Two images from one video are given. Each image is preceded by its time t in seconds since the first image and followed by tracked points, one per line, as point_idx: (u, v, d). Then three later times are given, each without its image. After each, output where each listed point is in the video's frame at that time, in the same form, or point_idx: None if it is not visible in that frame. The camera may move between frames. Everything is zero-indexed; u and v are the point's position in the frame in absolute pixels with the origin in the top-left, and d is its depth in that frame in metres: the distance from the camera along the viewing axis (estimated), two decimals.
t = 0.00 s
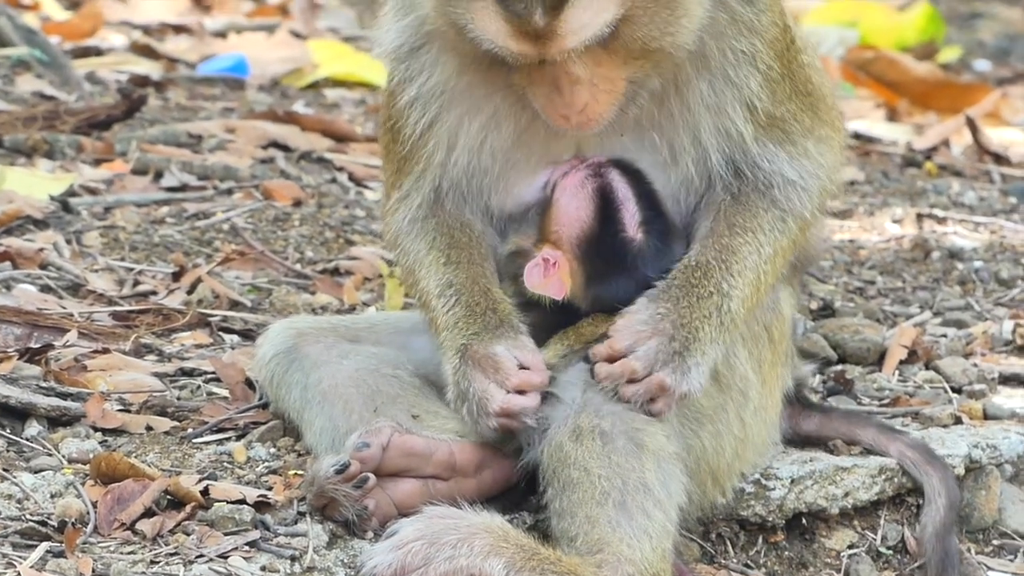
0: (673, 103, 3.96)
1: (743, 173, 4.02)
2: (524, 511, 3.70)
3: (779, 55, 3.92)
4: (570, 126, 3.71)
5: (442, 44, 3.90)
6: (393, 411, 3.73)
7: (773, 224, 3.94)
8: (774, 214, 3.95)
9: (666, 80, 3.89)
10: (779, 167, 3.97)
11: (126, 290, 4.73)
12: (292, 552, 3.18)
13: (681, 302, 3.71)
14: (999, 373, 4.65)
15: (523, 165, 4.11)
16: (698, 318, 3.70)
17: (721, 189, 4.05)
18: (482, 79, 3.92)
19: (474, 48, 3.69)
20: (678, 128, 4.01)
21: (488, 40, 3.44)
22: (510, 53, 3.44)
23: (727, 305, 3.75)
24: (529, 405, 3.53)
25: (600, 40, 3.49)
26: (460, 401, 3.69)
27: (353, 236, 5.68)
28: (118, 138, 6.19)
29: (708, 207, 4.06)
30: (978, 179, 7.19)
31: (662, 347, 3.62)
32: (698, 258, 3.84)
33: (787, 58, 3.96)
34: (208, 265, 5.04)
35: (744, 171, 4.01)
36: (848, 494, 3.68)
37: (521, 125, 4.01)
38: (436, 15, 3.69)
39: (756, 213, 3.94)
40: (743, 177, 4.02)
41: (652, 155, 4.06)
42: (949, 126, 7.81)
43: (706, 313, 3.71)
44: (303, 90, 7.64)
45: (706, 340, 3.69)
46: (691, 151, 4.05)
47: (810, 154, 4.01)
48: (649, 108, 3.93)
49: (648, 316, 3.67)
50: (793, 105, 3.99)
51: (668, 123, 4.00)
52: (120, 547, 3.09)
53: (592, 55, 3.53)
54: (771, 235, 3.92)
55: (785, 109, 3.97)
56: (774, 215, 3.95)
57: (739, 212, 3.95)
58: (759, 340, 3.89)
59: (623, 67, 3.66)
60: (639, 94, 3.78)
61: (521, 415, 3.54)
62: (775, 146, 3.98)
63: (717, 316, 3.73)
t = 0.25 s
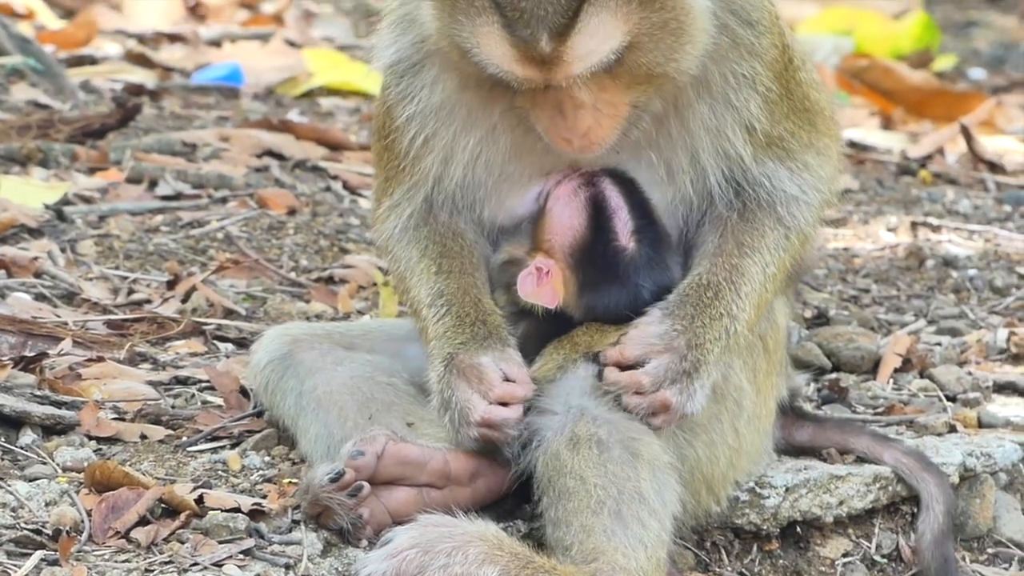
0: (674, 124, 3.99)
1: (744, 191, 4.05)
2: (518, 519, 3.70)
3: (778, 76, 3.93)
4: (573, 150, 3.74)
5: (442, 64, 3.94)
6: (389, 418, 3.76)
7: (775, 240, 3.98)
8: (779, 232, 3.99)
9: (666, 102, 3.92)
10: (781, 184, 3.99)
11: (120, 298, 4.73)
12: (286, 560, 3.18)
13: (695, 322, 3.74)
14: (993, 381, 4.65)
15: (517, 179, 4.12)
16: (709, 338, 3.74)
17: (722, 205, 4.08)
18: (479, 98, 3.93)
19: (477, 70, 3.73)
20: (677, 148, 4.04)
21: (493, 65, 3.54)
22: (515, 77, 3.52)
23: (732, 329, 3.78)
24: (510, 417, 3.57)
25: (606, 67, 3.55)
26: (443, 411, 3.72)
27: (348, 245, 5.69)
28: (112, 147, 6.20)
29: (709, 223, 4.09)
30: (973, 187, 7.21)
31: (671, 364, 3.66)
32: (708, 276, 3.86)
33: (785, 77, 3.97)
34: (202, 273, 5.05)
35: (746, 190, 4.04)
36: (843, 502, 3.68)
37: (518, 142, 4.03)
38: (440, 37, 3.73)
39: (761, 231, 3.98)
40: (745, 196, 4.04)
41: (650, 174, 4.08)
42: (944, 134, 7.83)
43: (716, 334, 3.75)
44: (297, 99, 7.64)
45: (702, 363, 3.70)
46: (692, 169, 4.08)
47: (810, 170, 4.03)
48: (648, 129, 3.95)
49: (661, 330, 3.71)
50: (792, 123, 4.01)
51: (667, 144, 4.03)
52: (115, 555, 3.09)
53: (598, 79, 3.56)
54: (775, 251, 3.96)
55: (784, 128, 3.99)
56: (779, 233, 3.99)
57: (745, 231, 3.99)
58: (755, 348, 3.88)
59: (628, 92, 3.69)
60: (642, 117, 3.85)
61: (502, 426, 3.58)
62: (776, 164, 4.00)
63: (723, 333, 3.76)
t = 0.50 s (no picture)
0: (675, 133, 4.00)
1: (745, 198, 4.06)
2: (518, 523, 3.70)
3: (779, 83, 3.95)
4: (577, 161, 3.74)
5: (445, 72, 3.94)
6: (388, 423, 3.77)
7: (777, 246, 4.00)
8: (781, 238, 4.01)
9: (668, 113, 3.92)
10: (783, 191, 4.01)
11: (120, 303, 4.73)
12: (286, 565, 3.19)
13: (702, 330, 3.75)
14: (993, 386, 4.66)
15: (513, 186, 4.13)
16: (714, 345, 3.75)
17: (723, 212, 4.09)
18: (480, 106, 3.94)
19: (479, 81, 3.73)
20: (678, 157, 4.04)
21: (499, 78, 3.54)
22: (523, 93, 3.53)
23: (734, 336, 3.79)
24: (509, 426, 3.60)
25: (612, 81, 3.55)
26: (440, 418, 3.74)
27: (348, 249, 5.69)
28: (112, 151, 6.20)
29: (710, 230, 4.11)
30: (973, 193, 7.21)
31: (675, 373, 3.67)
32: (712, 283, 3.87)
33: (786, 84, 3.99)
34: (202, 278, 5.05)
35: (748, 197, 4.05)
36: (842, 507, 3.68)
37: (519, 150, 4.04)
38: (443, 49, 3.73)
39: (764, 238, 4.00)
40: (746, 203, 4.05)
41: (651, 182, 4.07)
42: (945, 138, 7.82)
43: (721, 341, 3.77)
44: (297, 103, 7.65)
45: (701, 372, 3.70)
46: (693, 177, 4.09)
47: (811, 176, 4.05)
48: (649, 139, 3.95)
49: (669, 339, 3.71)
50: (793, 130, 4.02)
51: (668, 153, 4.03)
52: (115, 560, 3.09)
53: (603, 92, 3.56)
54: (777, 258, 3.98)
55: (784, 135, 4.00)
56: (781, 239, 4.01)
57: (748, 238, 4.01)
58: (755, 354, 3.87)
59: (631, 104, 3.69)
60: (644, 127, 3.86)
61: (501, 435, 3.60)
62: (778, 170, 4.01)
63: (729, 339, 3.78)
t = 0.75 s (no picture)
0: (671, 132, 3.99)
1: (742, 200, 4.06)
2: (519, 527, 3.70)
3: (775, 83, 3.94)
4: (576, 161, 3.73)
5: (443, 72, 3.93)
6: (388, 426, 3.77)
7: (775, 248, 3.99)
8: (779, 241, 4.00)
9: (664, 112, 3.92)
10: (779, 192, 4.00)
11: (120, 306, 4.73)
12: (286, 568, 3.18)
13: (703, 334, 3.75)
14: (993, 389, 4.65)
15: (511, 187, 4.13)
16: (713, 349, 3.75)
17: (720, 213, 4.09)
18: (478, 106, 3.94)
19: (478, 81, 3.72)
20: (673, 157, 4.04)
21: (499, 77, 3.54)
22: (523, 91, 3.52)
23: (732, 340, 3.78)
24: (510, 432, 3.58)
25: (612, 79, 3.55)
26: (441, 425, 3.73)
27: (348, 252, 5.69)
28: (113, 154, 6.20)
29: (708, 232, 4.10)
30: (973, 195, 7.21)
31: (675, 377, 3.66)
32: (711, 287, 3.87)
33: (781, 84, 3.97)
34: (202, 281, 5.05)
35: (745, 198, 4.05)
36: (843, 509, 3.68)
37: (517, 151, 4.04)
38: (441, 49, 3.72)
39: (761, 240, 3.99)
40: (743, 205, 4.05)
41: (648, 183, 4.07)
42: (945, 142, 7.79)
43: (720, 343, 3.76)
44: (297, 106, 7.65)
45: (699, 374, 3.69)
46: (689, 177, 4.08)
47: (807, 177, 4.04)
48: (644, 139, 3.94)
49: (670, 343, 3.71)
50: (789, 131, 4.01)
51: (664, 152, 4.02)
52: (115, 563, 3.09)
53: (604, 91, 3.57)
54: (775, 261, 3.97)
55: (780, 136, 3.99)
56: (778, 242, 4.00)
57: (746, 242, 4.00)
58: (754, 357, 3.87)
59: (631, 103, 3.69)
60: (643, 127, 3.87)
61: (502, 442, 3.59)
62: (773, 172, 4.01)
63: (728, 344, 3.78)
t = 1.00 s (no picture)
0: (669, 135, 3.96)
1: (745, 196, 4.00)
2: (518, 530, 3.70)
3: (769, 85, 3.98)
4: (560, 162, 3.81)
5: (439, 76, 3.94)
6: (388, 431, 3.77)
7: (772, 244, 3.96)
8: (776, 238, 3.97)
9: (661, 115, 3.89)
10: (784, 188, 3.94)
11: (119, 310, 4.73)
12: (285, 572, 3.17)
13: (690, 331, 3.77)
14: (992, 393, 4.65)
15: (506, 198, 4.10)
16: (701, 340, 3.76)
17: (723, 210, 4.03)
18: (474, 112, 3.92)
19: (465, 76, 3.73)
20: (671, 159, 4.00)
21: (484, 72, 3.54)
22: (507, 86, 3.53)
23: (726, 332, 3.80)
24: (508, 442, 3.61)
25: (596, 82, 3.55)
26: (438, 434, 3.76)
27: (347, 257, 5.69)
28: (112, 158, 6.20)
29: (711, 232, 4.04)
30: (972, 199, 7.22)
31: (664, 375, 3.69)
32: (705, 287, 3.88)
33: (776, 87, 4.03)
34: (202, 285, 5.05)
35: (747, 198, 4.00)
36: (842, 513, 3.68)
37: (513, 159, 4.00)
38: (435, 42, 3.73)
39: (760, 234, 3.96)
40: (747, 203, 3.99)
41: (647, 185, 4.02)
42: (944, 146, 7.83)
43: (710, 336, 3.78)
44: (297, 110, 7.65)
45: (678, 366, 3.72)
46: (689, 177, 4.04)
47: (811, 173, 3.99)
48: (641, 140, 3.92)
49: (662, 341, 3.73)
50: (789, 125, 4.00)
51: (662, 153, 3.98)
52: (114, 566, 3.09)
53: (588, 94, 3.59)
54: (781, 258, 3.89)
55: (782, 131, 3.98)
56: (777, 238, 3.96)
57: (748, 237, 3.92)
58: (753, 360, 3.86)
59: (618, 108, 3.70)
60: (632, 133, 3.84)
61: (499, 451, 3.62)
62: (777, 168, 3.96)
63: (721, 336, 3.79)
